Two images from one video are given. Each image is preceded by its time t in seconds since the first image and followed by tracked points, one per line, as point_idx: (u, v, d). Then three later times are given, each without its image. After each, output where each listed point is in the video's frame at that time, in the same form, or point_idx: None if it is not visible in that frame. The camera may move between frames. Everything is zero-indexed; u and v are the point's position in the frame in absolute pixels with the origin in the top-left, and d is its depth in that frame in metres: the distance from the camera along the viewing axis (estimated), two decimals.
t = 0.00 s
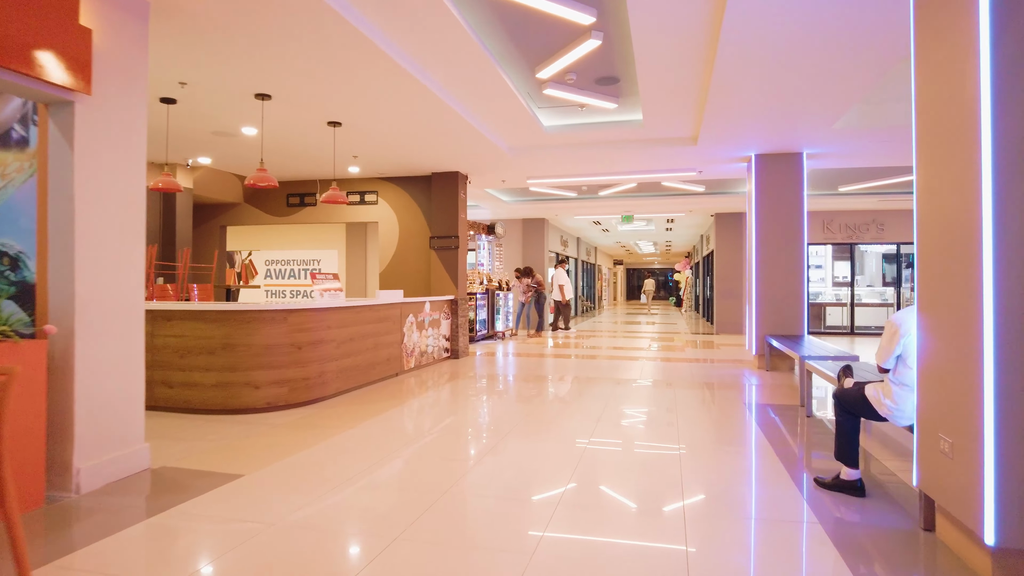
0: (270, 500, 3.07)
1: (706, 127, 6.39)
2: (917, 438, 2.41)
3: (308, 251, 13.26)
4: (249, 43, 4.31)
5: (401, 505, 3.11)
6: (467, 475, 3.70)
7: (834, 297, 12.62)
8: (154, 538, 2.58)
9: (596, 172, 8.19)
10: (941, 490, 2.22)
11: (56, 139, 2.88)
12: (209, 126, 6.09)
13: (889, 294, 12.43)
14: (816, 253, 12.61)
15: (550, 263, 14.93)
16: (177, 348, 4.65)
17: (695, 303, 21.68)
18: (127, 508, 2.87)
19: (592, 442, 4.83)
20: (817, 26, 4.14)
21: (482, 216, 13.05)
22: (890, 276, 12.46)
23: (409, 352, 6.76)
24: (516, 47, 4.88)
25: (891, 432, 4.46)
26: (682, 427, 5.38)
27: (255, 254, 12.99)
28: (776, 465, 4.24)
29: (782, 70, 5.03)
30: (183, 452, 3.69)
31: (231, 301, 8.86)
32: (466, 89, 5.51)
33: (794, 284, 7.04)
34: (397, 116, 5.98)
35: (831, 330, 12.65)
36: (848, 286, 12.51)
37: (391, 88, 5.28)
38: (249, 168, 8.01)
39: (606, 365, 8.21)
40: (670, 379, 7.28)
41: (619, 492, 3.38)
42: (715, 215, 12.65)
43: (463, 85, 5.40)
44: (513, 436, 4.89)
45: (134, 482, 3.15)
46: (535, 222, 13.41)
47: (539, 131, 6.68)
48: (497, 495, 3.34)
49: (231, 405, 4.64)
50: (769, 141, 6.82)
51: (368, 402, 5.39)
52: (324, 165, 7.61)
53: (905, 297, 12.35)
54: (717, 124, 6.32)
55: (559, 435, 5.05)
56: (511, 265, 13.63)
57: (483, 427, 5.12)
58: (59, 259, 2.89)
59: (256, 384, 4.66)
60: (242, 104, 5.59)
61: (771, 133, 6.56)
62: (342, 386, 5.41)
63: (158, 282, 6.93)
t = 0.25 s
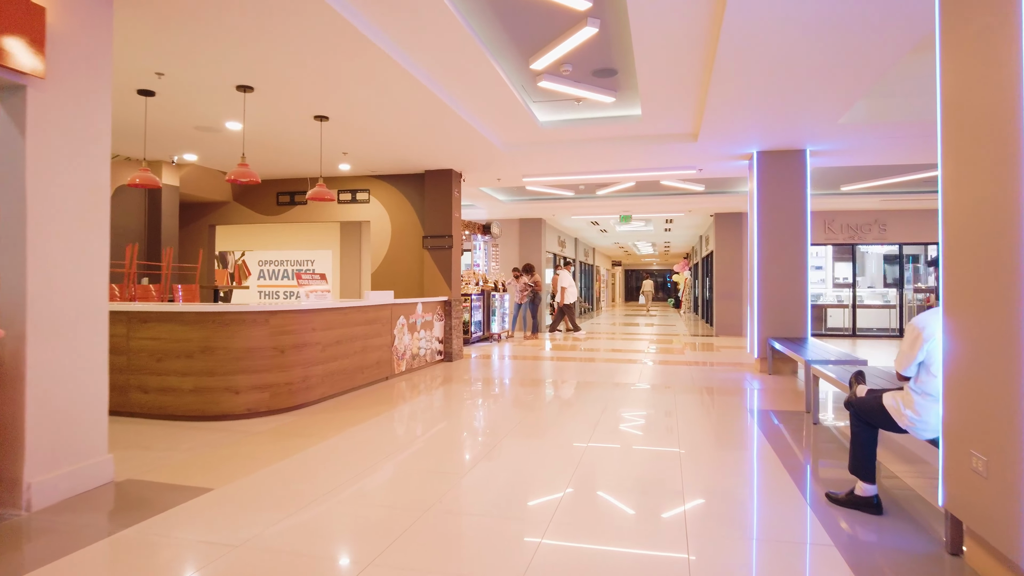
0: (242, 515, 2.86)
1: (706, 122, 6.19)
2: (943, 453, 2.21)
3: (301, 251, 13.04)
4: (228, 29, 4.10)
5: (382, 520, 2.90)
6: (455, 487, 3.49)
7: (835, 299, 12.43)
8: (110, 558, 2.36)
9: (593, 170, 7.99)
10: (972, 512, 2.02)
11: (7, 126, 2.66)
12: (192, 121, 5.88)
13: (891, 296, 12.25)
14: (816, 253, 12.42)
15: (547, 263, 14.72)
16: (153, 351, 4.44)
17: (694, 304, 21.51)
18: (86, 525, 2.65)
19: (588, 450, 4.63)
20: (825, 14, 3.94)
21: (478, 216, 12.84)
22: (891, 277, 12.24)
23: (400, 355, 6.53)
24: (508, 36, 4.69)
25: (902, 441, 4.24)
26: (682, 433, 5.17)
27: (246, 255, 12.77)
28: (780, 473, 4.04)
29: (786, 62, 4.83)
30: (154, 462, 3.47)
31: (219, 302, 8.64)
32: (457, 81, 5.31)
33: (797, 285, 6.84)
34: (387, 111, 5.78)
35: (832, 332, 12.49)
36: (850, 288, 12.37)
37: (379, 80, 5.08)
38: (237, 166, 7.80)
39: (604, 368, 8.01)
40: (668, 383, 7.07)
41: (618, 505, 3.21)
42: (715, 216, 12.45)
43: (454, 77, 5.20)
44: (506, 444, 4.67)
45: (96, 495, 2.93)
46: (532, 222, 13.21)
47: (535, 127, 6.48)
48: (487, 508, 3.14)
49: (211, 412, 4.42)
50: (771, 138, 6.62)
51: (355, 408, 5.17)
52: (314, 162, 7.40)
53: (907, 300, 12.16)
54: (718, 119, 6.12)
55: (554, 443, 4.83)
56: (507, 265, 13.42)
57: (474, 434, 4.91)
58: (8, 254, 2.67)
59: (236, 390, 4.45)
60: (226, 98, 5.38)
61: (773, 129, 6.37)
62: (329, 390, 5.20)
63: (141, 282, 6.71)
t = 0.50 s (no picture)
0: (201, 536, 2.62)
1: (705, 117, 5.97)
2: (972, 473, 2.00)
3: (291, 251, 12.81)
4: (197, 14, 3.86)
5: (356, 540, 2.67)
6: (438, 501, 3.26)
7: (834, 300, 12.25)
8: None
9: (588, 167, 7.77)
10: (1007, 540, 1.80)
11: None
12: (170, 114, 5.64)
13: (890, 297, 12.03)
14: (814, 254, 12.23)
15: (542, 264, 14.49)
16: (121, 356, 4.20)
17: (690, 305, 21.32)
18: (26, 550, 2.41)
19: (580, 459, 4.40)
20: None
21: (471, 216, 12.61)
22: (889, 278, 12.02)
23: (386, 359, 6.29)
24: (497, 23, 4.46)
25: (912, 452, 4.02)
26: (678, 441, 4.94)
27: (235, 255, 12.52)
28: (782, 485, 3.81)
29: (788, 53, 4.62)
30: (114, 477, 3.23)
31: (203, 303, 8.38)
32: (445, 72, 5.08)
33: (797, 285, 6.63)
34: (372, 104, 5.54)
35: (830, 334, 12.30)
36: (848, 288, 12.15)
37: (362, 71, 4.84)
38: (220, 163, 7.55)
39: (599, 371, 7.79)
40: (663, 387, 6.84)
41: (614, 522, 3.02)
42: (712, 215, 12.25)
43: (441, 67, 4.97)
44: (494, 452, 4.44)
45: (43, 515, 2.69)
46: (526, 222, 12.98)
47: (527, 122, 6.25)
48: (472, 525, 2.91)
49: (182, 421, 4.18)
50: (771, 133, 6.41)
51: (337, 415, 4.94)
52: (299, 158, 7.16)
53: (907, 302, 11.93)
54: (716, 114, 5.91)
55: (545, 451, 4.60)
56: (501, 266, 13.18)
57: (462, 443, 4.68)
58: None
59: (209, 397, 4.22)
60: (203, 89, 5.14)
61: (773, 124, 6.16)
62: (310, 396, 4.97)
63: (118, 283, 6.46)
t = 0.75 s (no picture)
0: (154, 557, 2.40)
1: (700, 110, 5.78)
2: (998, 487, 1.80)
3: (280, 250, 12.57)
4: None
5: (324, 559, 2.46)
6: (415, 512, 3.04)
7: (829, 300, 12.10)
8: None
9: (579, 163, 7.56)
10: None
11: None
12: (143, 105, 5.40)
13: (886, 296, 11.90)
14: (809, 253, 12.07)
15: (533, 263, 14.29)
16: (84, 357, 3.96)
17: (683, 305, 21.16)
18: None
19: (569, 464, 4.20)
20: None
21: (461, 214, 12.39)
22: (884, 278, 11.91)
23: (370, 360, 6.06)
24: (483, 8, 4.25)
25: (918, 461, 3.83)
26: (672, 445, 4.74)
27: (222, 254, 12.24)
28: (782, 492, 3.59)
29: (787, 42, 4.43)
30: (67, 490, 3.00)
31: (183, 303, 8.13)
32: (429, 61, 4.87)
33: (794, 284, 6.44)
34: (353, 93, 5.32)
35: (826, 334, 12.15)
36: (844, 288, 12.02)
37: (342, 59, 4.62)
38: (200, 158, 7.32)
39: (590, 372, 7.58)
40: (656, 389, 6.64)
41: (604, 526, 2.85)
42: (706, 214, 12.07)
43: (424, 53, 4.75)
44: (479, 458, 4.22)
45: None
46: (517, 220, 12.77)
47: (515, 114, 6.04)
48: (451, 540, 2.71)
49: (149, 427, 3.96)
50: (767, 127, 6.22)
51: (315, 420, 4.71)
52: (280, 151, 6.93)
53: (903, 302, 11.84)
54: (711, 107, 5.71)
55: (533, 457, 4.39)
56: (492, 265, 12.96)
57: (447, 449, 4.44)
58: None
59: (178, 401, 3.99)
60: (176, 77, 4.91)
61: (769, 118, 5.98)
62: (286, 400, 4.75)
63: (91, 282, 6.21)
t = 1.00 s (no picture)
0: None
1: (699, 105, 5.56)
2: None
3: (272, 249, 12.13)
4: None
5: None
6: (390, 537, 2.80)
7: (830, 301, 11.90)
8: None
9: (574, 160, 7.34)
10: None
11: None
12: (116, 98, 5.16)
13: (888, 297, 11.71)
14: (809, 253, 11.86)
15: (529, 264, 14.05)
16: (44, 365, 3.72)
17: (682, 305, 20.95)
18: None
19: (562, 477, 3.97)
20: None
21: (455, 213, 12.16)
22: (885, 278, 11.70)
23: (355, 365, 5.82)
24: None
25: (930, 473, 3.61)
26: (670, 455, 4.51)
27: (213, 255, 11.87)
28: (788, 510, 3.36)
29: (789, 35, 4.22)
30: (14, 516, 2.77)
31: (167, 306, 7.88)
32: (414, 52, 4.64)
33: (796, 285, 6.21)
34: (337, 86, 5.09)
35: (826, 335, 11.93)
36: (844, 289, 11.83)
37: (322, 49, 4.39)
38: (182, 155, 7.08)
39: (586, 376, 7.35)
40: (654, 394, 6.40)
41: (604, 565, 2.61)
42: (704, 214, 11.85)
43: (409, 44, 4.52)
44: (466, 472, 3.98)
45: None
46: (512, 220, 12.54)
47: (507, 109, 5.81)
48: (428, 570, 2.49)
49: (114, 439, 3.72)
50: (768, 123, 6.00)
51: (295, 430, 4.47)
52: (264, 147, 6.69)
53: (905, 302, 11.65)
54: (711, 102, 5.49)
55: (524, 469, 4.16)
56: (486, 266, 12.72)
57: (433, 461, 4.20)
58: None
59: (145, 411, 3.75)
60: (149, 69, 4.68)
61: (770, 114, 5.76)
62: (264, 409, 4.51)
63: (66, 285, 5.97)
